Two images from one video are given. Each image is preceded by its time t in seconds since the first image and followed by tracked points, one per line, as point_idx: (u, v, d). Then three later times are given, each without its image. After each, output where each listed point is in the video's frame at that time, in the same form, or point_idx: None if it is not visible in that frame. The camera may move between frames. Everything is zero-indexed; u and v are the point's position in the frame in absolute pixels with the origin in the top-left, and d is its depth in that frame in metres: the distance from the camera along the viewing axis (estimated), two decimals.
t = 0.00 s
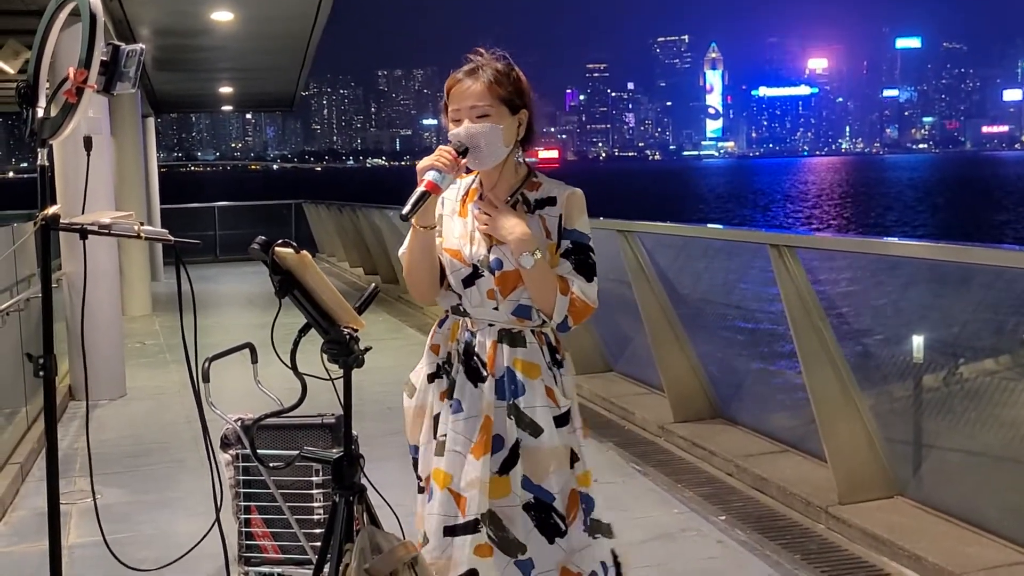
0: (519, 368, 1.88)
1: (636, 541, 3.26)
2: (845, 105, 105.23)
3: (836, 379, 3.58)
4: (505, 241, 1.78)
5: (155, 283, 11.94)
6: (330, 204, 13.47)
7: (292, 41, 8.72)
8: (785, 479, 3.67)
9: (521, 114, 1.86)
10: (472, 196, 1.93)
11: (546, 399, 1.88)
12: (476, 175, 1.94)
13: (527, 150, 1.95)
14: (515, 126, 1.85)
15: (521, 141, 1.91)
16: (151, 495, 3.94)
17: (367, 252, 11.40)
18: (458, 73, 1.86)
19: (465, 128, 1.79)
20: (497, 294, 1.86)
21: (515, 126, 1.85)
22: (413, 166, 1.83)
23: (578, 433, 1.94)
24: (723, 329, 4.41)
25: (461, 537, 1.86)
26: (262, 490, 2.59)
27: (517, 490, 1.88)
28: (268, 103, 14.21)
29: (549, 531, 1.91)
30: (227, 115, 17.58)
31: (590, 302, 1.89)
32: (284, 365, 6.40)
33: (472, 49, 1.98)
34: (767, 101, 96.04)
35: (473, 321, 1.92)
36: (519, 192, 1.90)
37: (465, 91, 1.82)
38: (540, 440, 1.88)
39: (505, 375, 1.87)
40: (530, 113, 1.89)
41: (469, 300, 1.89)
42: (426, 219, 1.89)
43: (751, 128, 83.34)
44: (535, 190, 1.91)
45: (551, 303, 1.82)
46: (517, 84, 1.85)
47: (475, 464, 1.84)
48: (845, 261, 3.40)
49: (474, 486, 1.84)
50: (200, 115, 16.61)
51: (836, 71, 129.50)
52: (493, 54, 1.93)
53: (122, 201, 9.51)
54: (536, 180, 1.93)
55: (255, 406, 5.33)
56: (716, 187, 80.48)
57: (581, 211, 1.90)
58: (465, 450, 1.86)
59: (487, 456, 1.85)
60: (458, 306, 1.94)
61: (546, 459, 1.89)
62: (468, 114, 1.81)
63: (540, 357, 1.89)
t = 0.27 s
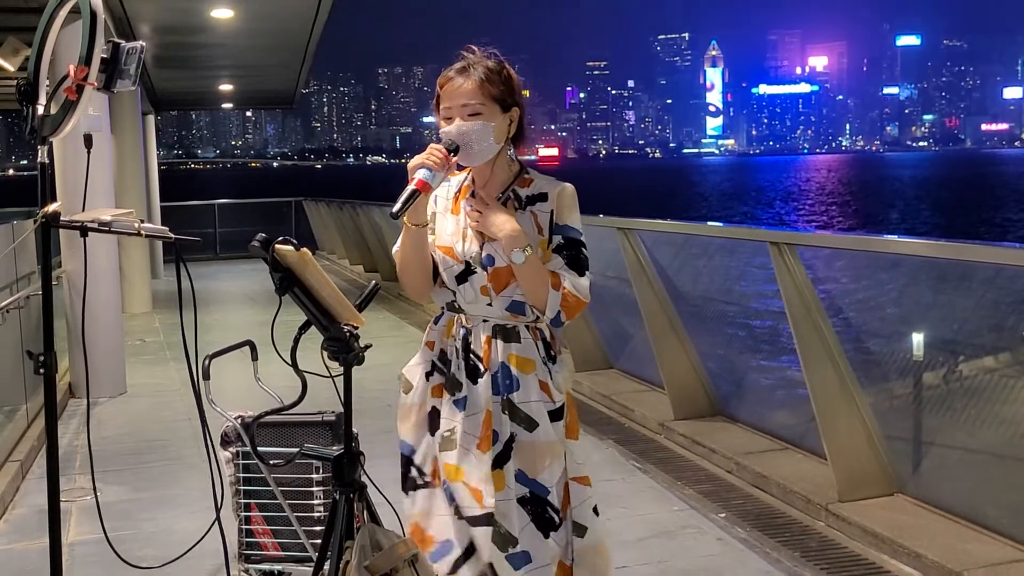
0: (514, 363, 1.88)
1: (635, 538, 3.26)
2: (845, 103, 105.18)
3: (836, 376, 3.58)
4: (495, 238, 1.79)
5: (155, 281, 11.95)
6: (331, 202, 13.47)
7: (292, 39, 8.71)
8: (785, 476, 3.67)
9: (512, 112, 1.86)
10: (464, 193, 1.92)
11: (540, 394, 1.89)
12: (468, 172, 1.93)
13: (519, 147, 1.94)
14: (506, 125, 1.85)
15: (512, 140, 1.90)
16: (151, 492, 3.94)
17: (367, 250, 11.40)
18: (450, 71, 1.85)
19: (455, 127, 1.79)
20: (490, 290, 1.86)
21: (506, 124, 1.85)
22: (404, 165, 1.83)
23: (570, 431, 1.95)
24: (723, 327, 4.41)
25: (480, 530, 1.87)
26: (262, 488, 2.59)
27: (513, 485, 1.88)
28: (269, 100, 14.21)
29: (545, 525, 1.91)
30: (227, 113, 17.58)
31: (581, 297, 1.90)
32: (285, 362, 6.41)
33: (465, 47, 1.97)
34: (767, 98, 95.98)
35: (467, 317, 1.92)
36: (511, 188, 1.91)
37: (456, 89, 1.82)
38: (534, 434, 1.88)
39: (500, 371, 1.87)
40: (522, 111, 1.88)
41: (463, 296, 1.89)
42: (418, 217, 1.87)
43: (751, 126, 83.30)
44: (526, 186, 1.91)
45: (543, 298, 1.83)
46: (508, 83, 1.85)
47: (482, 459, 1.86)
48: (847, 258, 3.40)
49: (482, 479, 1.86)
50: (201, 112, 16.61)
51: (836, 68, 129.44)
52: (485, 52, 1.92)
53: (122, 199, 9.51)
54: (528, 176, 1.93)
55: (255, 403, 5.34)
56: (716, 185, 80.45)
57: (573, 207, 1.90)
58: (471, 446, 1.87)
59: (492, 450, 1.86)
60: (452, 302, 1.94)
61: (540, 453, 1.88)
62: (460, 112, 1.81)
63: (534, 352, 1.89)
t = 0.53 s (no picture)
0: (517, 359, 1.87)
1: (635, 536, 3.26)
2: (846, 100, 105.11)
3: (837, 374, 3.58)
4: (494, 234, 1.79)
5: (155, 279, 11.95)
6: (331, 200, 13.47)
7: (292, 37, 8.71)
8: (785, 474, 3.67)
9: (508, 106, 1.87)
10: (460, 189, 1.93)
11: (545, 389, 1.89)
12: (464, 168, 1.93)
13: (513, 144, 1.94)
14: (501, 119, 1.86)
15: (507, 134, 1.91)
16: (151, 490, 3.95)
17: (367, 248, 11.40)
18: (447, 63, 1.86)
19: (454, 116, 1.79)
20: (491, 286, 1.85)
21: (501, 118, 1.85)
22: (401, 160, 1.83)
23: (572, 424, 1.95)
24: (723, 324, 4.41)
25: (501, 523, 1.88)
26: (262, 485, 2.59)
27: (518, 479, 1.89)
28: (269, 99, 14.20)
29: (549, 519, 1.92)
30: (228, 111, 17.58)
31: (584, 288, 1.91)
32: (285, 360, 6.41)
33: (460, 41, 1.97)
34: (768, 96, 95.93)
35: (468, 314, 1.91)
36: (507, 182, 1.91)
37: (454, 80, 1.82)
38: (538, 429, 1.88)
39: (505, 367, 1.87)
40: (517, 106, 1.89)
41: (463, 294, 1.88)
42: (415, 213, 1.89)
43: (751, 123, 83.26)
44: (521, 180, 1.92)
45: (545, 292, 1.83)
46: (505, 78, 1.86)
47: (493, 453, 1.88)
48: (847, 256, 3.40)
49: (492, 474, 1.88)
50: (201, 110, 16.60)
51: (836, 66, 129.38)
52: (481, 46, 1.93)
53: (122, 196, 9.51)
54: (523, 170, 1.93)
55: (255, 401, 5.34)
56: (717, 183, 80.40)
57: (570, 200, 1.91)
58: (481, 442, 1.89)
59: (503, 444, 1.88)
60: (451, 300, 1.93)
61: (545, 448, 1.89)
62: (457, 101, 1.81)
63: (535, 347, 1.89)
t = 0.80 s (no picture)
0: (519, 353, 1.88)
1: (635, 533, 3.26)
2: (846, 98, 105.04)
3: (836, 371, 3.58)
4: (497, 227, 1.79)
5: (156, 276, 11.95)
6: (331, 197, 13.46)
7: (292, 34, 8.70)
8: (785, 471, 3.67)
9: (509, 102, 1.87)
10: (460, 183, 1.92)
11: (545, 382, 1.90)
12: (464, 162, 1.93)
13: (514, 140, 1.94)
14: (503, 112, 1.86)
15: (508, 129, 1.91)
16: (152, 487, 3.95)
17: (368, 245, 11.40)
18: (448, 58, 1.86)
19: (456, 109, 1.80)
20: (494, 279, 1.86)
21: (502, 113, 1.86)
22: (404, 152, 1.82)
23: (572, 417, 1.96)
24: (724, 321, 4.41)
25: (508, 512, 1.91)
26: (262, 482, 2.59)
27: (517, 473, 1.90)
28: (269, 96, 14.19)
29: (548, 514, 1.92)
30: (227, 108, 17.58)
31: (588, 280, 1.92)
32: (285, 357, 6.41)
33: (459, 38, 1.98)
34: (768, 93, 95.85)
35: (470, 308, 1.91)
36: (507, 176, 1.91)
37: (456, 74, 1.83)
38: (538, 423, 1.89)
39: (506, 361, 1.87)
40: (517, 101, 1.90)
41: (465, 288, 1.88)
42: (418, 203, 1.86)
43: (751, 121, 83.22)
44: (522, 174, 1.92)
45: (549, 284, 1.83)
46: (506, 73, 1.86)
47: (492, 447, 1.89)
48: (847, 253, 3.40)
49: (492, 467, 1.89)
50: (201, 107, 16.59)
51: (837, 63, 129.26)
52: (481, 42, 1.93)
53: (122, 194, 9.50)
54: (523, 164, 1.93)
55: (255, 398, 5.34)
56: (717, 180, 80.38)
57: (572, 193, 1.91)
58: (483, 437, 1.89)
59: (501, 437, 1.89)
60: (452, 295, 1.92)
61: (545, 442, 1.90)
62: (459, 95, 1.82)
63: (537, 341, 1.90)
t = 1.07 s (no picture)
0: (521, 351, 1.88)
1: (635, 531, 3.27)
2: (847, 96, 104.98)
3: (837, 369, 3.58)
4: (500, 225, 1.79)
5: (156, 274, 11.95)
6: (331, 195, 13.46)
7: (293, 32, 8.70)
8: (786, 469, 3.67)
9: (510, 99, 1.87)
10: (462, 182, 1.92)
11: (547, 381, 1.90)
12: (466, 161, 1.93)
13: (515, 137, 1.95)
14: (505, 110, 1.86)
15: (510, 127, 1.91)
16: (153, 485, 3.95)
17: (368, 243, 11.41)
18: (450, 57, 1.86)
19: (458, 107, 1.81)
20: (497, 277, 1.86)
21: (504, 110, 1.86)
22: (406, 150, 1.81)
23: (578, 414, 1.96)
24: (724, 320, 4.41)
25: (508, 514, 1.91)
26: (263, 481, 2.60)
27: (520, 472, 1.90)
28: (270, 94, 14.18)
29: (552, 512, 1.92)
30: (228, 106, 17.58)
31: (591, 278, 1.92)
32: (286, 356, 6.41)
33: (461, 36, 1.97)
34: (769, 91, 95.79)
35: (473, 307, 1.92)
36: (509, 174, 1.91)
37: (458, 73, 1.83)
38: (540, 422, 1.89)
39: (508, 360, 1.88)
40: (519, 99, 1.89)
41: (467, 287, 1.88)
42: (421, 202, 1.87)
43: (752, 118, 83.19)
44: (524, 172, 1.92)
45: (553, 282, 1.83)
46: (508, 70, 1.86)
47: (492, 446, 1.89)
48: (848, 251, 3.40)
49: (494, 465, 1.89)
50: (201, 105, 16.59)
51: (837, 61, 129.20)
52: (482, 41, 1.93)
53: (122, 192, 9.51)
54: (525, 163, 1.93)
55: (256, 396, 5.35)
56: (718, 178, 80.35)
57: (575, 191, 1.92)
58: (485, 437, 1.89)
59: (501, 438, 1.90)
60: (454, 294, 1.92)
61: (548, 441, 1.89)
62: (461, 93, 1.82)
63: (539, 339, 1.90)
